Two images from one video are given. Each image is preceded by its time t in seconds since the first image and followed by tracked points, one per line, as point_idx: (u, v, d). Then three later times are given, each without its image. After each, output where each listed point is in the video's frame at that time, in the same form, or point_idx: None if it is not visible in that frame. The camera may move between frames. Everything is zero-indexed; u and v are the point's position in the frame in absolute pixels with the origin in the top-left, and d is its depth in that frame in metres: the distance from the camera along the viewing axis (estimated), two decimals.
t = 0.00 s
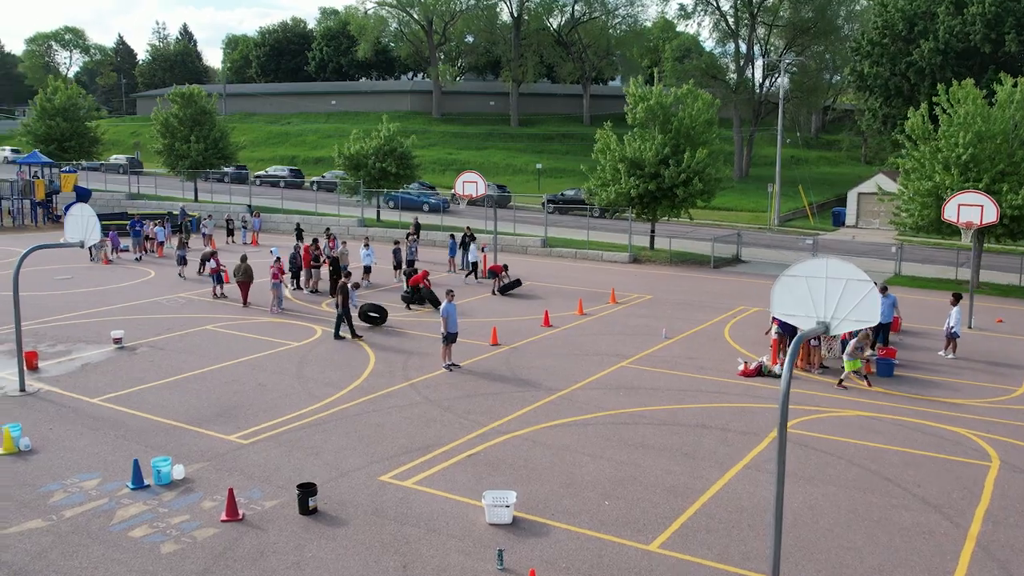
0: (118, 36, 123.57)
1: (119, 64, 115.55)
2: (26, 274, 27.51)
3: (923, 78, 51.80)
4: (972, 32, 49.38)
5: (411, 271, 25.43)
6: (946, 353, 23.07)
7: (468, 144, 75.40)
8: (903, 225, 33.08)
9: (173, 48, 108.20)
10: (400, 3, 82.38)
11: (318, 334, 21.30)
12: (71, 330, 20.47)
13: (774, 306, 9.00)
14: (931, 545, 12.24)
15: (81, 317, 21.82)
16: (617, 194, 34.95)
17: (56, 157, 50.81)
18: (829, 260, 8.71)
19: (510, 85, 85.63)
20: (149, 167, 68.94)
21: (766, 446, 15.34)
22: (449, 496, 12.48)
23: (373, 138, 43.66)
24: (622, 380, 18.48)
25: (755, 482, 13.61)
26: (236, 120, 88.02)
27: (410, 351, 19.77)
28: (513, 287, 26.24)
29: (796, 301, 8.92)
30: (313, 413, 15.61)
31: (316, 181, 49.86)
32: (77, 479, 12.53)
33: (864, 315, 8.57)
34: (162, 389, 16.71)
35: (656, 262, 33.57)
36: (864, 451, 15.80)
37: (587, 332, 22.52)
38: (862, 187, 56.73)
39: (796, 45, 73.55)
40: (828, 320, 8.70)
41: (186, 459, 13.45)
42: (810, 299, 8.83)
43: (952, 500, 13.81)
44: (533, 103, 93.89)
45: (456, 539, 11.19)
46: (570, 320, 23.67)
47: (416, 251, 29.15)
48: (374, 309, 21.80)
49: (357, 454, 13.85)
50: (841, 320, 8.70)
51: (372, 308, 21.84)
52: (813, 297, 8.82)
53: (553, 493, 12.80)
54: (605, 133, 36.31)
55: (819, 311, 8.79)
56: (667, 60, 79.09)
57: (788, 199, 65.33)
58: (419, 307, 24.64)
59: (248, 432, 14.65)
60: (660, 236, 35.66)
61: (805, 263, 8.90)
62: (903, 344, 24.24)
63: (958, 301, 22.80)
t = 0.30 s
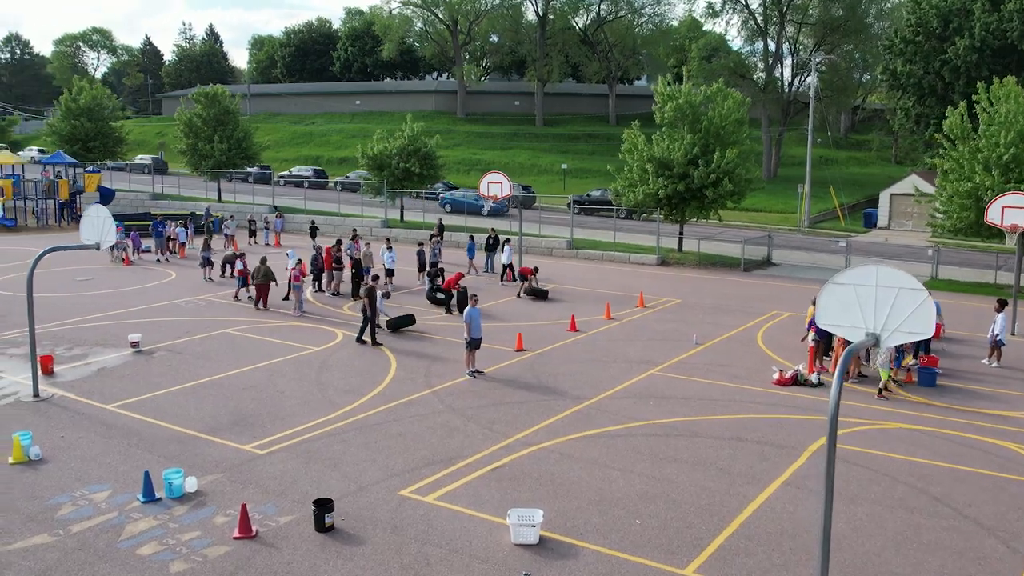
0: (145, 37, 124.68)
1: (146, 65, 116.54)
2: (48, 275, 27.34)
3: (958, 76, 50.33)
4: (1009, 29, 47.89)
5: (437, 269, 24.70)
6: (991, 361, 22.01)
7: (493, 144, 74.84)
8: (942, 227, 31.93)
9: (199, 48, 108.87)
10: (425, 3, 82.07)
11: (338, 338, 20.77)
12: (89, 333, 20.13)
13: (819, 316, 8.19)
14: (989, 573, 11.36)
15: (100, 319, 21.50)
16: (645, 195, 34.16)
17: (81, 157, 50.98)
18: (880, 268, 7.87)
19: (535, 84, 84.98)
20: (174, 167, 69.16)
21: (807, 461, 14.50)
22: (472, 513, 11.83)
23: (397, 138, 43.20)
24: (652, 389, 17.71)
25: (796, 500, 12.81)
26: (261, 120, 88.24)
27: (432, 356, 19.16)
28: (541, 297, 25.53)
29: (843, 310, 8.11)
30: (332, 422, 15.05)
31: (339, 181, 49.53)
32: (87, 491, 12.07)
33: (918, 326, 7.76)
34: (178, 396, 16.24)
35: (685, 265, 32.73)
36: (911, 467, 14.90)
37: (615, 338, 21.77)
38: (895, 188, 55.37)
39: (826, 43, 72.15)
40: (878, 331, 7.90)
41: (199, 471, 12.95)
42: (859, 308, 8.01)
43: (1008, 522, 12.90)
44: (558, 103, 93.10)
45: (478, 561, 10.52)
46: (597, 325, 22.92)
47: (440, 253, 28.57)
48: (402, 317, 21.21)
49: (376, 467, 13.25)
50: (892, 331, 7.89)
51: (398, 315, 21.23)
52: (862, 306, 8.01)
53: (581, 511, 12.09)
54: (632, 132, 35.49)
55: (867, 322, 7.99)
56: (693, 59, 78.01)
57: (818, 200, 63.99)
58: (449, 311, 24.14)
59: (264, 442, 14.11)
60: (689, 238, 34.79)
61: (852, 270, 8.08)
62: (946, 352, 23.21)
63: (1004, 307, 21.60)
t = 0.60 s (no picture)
0: (165, 38, 125.31)
1: (166, 65, 117.08)
2: (62, 277, 27.08)
3: (987, 74, 49.02)
4: None
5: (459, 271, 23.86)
6: None
7: (512, 144, 74.21)
8: (975, 229, 30.85)
9: (219, 48, 109.19)
10: (444, 3, 81.62)
11: (354, 343, 20.19)
12: (100, 337, 19.71)
13: (862, 327, 7.41)
14: None
15: (112, 323, 21.10)
16: (667, 196, 33.39)
17: (98, 157, 50.91)
18: (931, 275, 7.09)
19: (555, 84, 84.26)
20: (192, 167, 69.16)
21: (845, 477, 13.71)
22: (492, 532, 11.18)
23: (415, 138, 42.71)
24: (679, 397, 16.98)
25: (834, 520, 12.04)
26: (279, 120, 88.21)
27: (450, 362, 18.54)
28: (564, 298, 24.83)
29: (889, 322, 7.31)
30: (346, 432, 14.45)
31: (357, 181, 49.11)
32: (90, 505, 11.58)
33: (971, 339, 6.93)
34: (188, 403, 15.74)
35: (709, 267, 31.91)
36: (955, 484, 14.05)
37: (638, 343, 21.03)
38: (922, 189, 54.20)
39: (851, 42, 70.89)
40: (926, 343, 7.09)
41: (207, 483, 12.40)
42: (906, 318, 7.22)
43: None
44: (578, 103, 92.26)
45: None
46: (619, 329, 22.21)
47: (459, 255, 27.98)
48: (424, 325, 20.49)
49: (390, 480, 12.64)
50: (943, 343, 7.08)
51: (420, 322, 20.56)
52: (910, 316, 7.21)
53: (606, 531, 11.39)
54: (655, 132, 34.67)
55: (917, 334, 7.19)
56: (715, 58, 76.95)
57: (843, 201, 62.73)
58: (474, 314, 23.64)
59: (275, 453, 13.53)
60: (713, 240, 33.96)
61: (902, 278, 7.29)
62: (984, 360, 22.25)
63: None
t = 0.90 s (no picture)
0: (182, 38, 125.77)
1: (183, 65, 117.39)
2: (72, 279, 26.75)
3: (1014, 73, 47.73)
4: None
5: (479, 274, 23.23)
6: None
7: (528, 144, 73.54)
8: (1006, 232, 29.79)
9: (235, 48, 109.34)
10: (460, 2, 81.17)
11: (367, 348, 19.61)
12: (107, 342, 19.26)
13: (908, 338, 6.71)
14: None
15: (121, 327, 20.65)
16: (687, 197, 32.54)
17: (112, 157, 50.75)
18: (981, 285, 6.28)
19: (571, 84, 83.54)
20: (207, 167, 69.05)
21: (882, 494, 12.92)
22: (508, 554, 10.52)
23: (430, 138, 42.15)
24: (703, 405, 16.22)
25: (873, 543, 11.26)
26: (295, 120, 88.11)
27: (465, 370, 17.88)
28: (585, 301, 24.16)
29: (935, 334, 6.57)
30: (356, 443, 13.84)
31: (371, 181, 48.62)
32: (87, 521, 11.04)
33: None
34: (194, 410, 15.20)
35: (730, 270, 31.09)
36: (998, 504, 13.22)
37: (659, 348, 20.27)
38: (946, 189, 53.03)
39: (872, 40, 69.75)
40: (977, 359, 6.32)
41: (210, 497, 11.84)
42: (954, 330, 6.45)
43: None
44: (594, 103, 91.40)
45: None
46: (640, 334, 21.46)
47: (474, 257, 27.32)
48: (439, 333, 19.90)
49: (401, 496, 12.01)
50: (996, 359, 6.28)
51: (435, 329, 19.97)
52: (959, 328, 6.45)
53: (629, 554, 10.69)
54: (674, 131, 33.83)
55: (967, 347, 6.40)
56: (733, 57, 75.95)
57: (865, 202, 61.52)
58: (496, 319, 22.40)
59: (282, 466, 12.95)
60: (734, 241, 33.13)
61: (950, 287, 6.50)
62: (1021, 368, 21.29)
63: None
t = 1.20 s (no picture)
0: (200, 39, 126.17)
1: (200, 65, 117.65)
2: (84, 281, 26.45)
3: None
4: None
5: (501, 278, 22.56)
6: None
7: (546, 145, 72.85)
8: None
9: (253, 48, 109.49)
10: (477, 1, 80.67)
11: (380, 354, 19.00)
12: (116, 347, 18.83)
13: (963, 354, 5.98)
14: None
15: (131, 332, 20.24)
16: (709, 198, 31.58)
17: (128, 157, 50.60)
18: None
19: (589, 83, 82.81)
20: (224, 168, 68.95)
21: (924, 514, 12.11)
22: None
23: (447, 138, 41.61)
24: (731, 414, 15.47)
25: (918, 567, 10.49)
26: (312, 120, 87.98)
27: (481, 378, 17.26)
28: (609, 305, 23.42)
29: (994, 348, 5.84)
30: (368, 455, 13.24)
31: (387, 181, 48.10)
32: (85, 538, 10.52)
33: None
34: (202, 419, 14.70)
35: (754, 273, 30.30)
36: None
37: (683, 355, 19.52)
38: (972, 190, 51.77)
39: (895, 39, 68.51)
40: None
41: (215, 513, 11.28)
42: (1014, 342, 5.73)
43: None
44: (612, 102, 90.51)
45: None
46: (663, 340, 20.71)
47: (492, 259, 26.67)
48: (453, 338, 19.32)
49: (415, 514, 11.38)
50: None
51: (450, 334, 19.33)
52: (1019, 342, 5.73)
53: None
54: (696, 131, 32.91)
55: None
56: (754, 57, 74.87)
57: (890, 203, 60.24)
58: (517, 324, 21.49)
59: (291, 479, 12.38)
60: (757, 244, 32.28)
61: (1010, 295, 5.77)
62: None
63: None
